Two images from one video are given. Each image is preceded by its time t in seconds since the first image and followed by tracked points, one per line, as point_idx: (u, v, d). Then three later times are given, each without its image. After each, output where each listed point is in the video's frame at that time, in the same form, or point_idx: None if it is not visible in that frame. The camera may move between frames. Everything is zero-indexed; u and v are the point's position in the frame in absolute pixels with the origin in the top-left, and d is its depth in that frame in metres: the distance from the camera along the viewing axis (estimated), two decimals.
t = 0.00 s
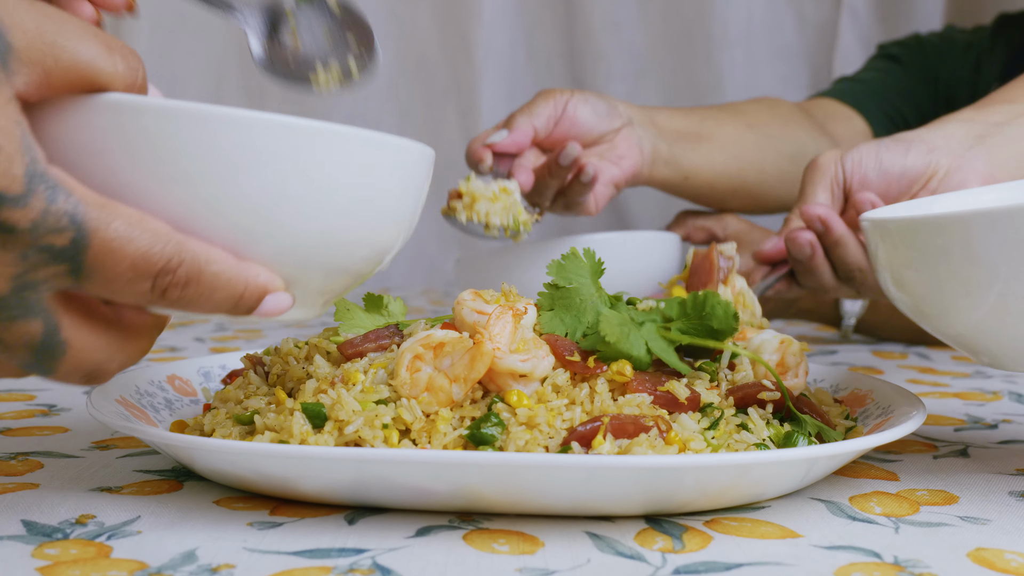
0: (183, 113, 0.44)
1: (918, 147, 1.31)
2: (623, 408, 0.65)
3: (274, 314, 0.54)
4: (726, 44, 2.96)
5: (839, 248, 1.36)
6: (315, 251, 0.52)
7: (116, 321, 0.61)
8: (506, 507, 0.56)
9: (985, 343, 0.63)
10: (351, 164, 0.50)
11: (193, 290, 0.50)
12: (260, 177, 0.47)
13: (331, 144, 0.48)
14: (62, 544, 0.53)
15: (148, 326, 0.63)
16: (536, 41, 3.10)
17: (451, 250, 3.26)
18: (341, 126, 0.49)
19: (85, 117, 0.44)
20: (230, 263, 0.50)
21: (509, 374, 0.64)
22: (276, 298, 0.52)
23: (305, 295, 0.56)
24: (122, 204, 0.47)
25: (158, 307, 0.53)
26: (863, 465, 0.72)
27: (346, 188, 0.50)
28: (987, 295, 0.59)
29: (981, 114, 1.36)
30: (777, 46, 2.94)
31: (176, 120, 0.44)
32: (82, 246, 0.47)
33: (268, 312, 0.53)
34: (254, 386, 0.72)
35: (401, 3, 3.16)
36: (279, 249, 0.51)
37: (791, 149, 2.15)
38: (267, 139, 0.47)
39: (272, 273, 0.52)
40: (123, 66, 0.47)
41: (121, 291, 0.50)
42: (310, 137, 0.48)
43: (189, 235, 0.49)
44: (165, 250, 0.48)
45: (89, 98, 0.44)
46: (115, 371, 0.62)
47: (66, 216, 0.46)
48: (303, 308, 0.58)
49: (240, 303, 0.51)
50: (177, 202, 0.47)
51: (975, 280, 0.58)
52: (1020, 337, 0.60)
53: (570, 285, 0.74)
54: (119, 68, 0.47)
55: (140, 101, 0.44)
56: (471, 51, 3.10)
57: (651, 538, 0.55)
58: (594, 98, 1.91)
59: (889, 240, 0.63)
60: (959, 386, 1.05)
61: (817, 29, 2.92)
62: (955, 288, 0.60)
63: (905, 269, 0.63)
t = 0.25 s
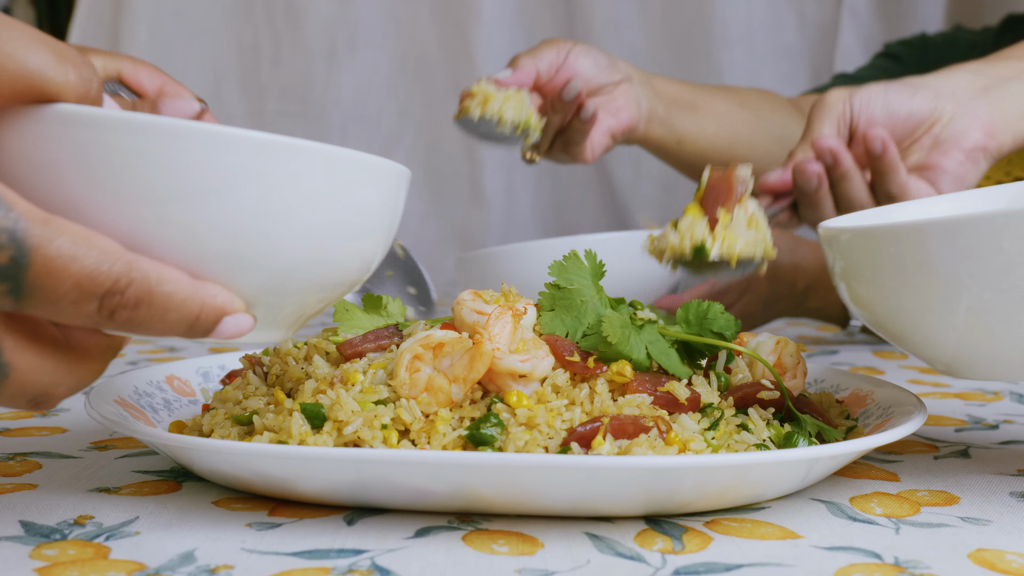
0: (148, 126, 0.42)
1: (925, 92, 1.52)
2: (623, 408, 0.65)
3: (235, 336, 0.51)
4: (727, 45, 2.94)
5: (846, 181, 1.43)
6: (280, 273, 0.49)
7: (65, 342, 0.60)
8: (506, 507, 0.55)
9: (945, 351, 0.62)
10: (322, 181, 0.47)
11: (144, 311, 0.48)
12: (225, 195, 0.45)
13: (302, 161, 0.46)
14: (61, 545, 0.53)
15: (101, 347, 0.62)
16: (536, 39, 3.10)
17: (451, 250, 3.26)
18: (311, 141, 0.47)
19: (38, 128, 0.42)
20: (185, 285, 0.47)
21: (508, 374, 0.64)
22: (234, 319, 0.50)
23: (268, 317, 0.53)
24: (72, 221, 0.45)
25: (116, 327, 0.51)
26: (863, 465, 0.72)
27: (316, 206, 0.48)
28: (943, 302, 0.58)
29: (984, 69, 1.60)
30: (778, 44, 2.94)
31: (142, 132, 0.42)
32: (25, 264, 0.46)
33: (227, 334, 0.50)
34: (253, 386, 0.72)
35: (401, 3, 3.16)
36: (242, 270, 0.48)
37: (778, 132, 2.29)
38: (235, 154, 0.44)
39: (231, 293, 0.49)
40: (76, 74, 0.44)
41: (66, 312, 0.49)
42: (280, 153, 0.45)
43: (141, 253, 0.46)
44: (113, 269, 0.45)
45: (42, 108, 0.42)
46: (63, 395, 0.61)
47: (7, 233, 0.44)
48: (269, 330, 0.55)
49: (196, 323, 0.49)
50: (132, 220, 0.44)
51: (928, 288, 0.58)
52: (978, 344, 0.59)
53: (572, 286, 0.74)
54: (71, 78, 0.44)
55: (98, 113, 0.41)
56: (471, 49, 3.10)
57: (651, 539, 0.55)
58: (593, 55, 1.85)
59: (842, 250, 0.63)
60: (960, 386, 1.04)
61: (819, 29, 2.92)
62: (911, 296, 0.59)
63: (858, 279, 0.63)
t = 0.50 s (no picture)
0: (122, 115, 0.40)
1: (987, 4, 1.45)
2: (624, 409, 0.65)
3: (204, 334, 0.49)
4: (727, 43, 2.94)
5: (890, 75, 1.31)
6: (254, 264, 0.48)
7: (24, 343, 0.62)
8: (506, 508, 0.55)
9: (893, 342, 0.64)
10: (305, 175, 0.46)
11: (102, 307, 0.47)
12: (202, 186, 0.43)
13: (285, 154, 0.45)
14: (59, 545, 0.52)
15: (63, 348, 0.63)
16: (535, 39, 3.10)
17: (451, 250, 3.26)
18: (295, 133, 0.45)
19: None
20: (147, 282, 0.46)
21: (509, 375, 0.64)
22: (203, 317, 0.48)
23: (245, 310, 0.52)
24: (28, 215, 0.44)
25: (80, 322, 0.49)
26: (865, 466, 0.72)
27: (296, 200, 0.46)
28: (888, 288, 0.60)
29: None
30: (779, 44, 2.92)
31: (117, 120, 0.40)
32: None
33: (193, 331, 0.49)
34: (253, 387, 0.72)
35: (401, 3, 3.17)
36: (216, 264, 0.47)
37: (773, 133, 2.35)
38: (214, 146, 0.43)
39: (198, 290, 0.48)
40: (33, 56, 0.43)
41: (20, 311, 0.48)
42: (262, 146, 0.44)
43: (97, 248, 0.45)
44: (68, 265, 0.45)
45: None
46: (20, 397, 0.62)
47: None
48: (245, 329, 0.54)
49: (160, 321, 0.47)
50: (93, 212, 0.43)
51: (873, 274, 0.59)
52: (924, 332, 0.60)
53: (572, 286, 0.74)
54: (28, 59, 0.43)
55: (66, 100, 0.40)
56: (471, 48, 3.10)
57: (652, 539, 0.55)
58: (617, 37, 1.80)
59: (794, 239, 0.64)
60: (961, 386, 1.04)
61: (819, 27, 2.88)
62: (857, 284, 0.61)
63: (808, 267, 0.64)
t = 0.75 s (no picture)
0: (109, 114, 0.40)
1: None
2: (625, 409, 0.65)
3: (192, 343, 0.49)
4: (727, 42, 2.94)
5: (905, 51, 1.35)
6: (250, 276, 0.48)
7: (6, 354, 0.62)
8: (506, 508, 0.55)
9: (892, 316, 0.64)
10: (296, 176, 0.46)
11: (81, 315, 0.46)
12: (192, 187, 0.43)
13: (275, 154, 0.45)
14: (59, 546, 0.52)
15: (44, 357, 0.63)
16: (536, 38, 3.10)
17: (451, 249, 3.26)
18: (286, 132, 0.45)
19: None
20: (131, 289, 0.45)
21: (509, 375, 0.64)
22: (189, 325, 0.47)
23: (234, 318, 0.51)
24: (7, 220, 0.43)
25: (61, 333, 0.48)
26: (867, 466, 0.71)
27: (286, 201, 0.46)
28: (882, 265, 0.60)
29: None
30: (781, 43, 2.88)
31: (105, 120, 0.40)
32: None
33: (181, 341, 0.48)
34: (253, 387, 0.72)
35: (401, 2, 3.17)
36: (205, 272, 0.46)
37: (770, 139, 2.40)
38: (204, 147, 0.43)
39: (184, 297, 0.47)
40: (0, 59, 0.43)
41: None
42: (252, 145, 0.44)
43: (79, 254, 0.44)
44: (45, 271, 0.43)
45: None
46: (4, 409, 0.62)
47: None
48: (237, 340, 0.54)
49: (143, 329, 0.46)
50: (75, 216, 0.42)
51: (865, 248, 0.60)
52: (920, 308, 0.61)
53: (572, 286, 0.73)
54: None
55: (52, 98, 0.39)
56: (471, 48, 3.10)
57: (652, 540, 0.55)
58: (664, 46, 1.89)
59: (794, 212, 0.65)
60: (962, 387, 1.04)
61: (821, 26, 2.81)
62: (854, 259, 0.62)
63: (808, 241, 0.65)
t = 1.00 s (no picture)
0: (113, 108, 0.40)
1: None
2: (625, 409, 0.64)
3: (198, 338, 0.49)
4: (728, 41, 2.94)
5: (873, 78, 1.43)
6: (256, 272, 0.48)
7: (10, 350, 0.62)
8: (506, 508, 0.55)
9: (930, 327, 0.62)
10: (302, 173, 0.46)
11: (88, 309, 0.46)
12: (196, 184, 0.43)
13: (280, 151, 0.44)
14: (57, 547, 0.52)
15: (50, 352, 0.63)
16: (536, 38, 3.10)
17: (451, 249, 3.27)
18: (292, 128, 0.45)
19: None
20: (136, 284, 0.45)
21: (509, 375, 0.64)
22: (195, 321, 0.48)
23: (236, 314, 0.51)
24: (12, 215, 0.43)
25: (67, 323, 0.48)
26: (868, 467, 0.71)
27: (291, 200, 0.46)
28: (926, 279, 0.58)
29: None
30: (781, 42, 2.91)
31: (108, 114, 0.40)
32: None
33: (186, 335, 0.48)
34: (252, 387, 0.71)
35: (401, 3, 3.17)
36: (212, 269, 0.46)
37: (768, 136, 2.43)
38: (207, 142, 0.42)
39: (189, 293, 0.47)
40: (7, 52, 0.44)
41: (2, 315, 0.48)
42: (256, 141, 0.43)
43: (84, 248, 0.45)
44: (51, 266, 0.44)
45: None
46: (9, 406, 0.62)
47: None
48: (238, 333, 0.54)
49: (148, 322, 0.47)
50: (78, 214, 0.42)
51: (907, 254, 0.57)
52: (961, 321, 0.59)
53: (564, 295, 0.73)
54: None
55: (56, 92, 0.39)
56: (471, 48, 3.10)
57: (653, 540, 0.55)
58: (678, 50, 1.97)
59: (835, 220, 0.62)
60: (964, 387, 1.04)
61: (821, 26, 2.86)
62: (898, 272, 0.59)
63: (846, 249, 0.63)
